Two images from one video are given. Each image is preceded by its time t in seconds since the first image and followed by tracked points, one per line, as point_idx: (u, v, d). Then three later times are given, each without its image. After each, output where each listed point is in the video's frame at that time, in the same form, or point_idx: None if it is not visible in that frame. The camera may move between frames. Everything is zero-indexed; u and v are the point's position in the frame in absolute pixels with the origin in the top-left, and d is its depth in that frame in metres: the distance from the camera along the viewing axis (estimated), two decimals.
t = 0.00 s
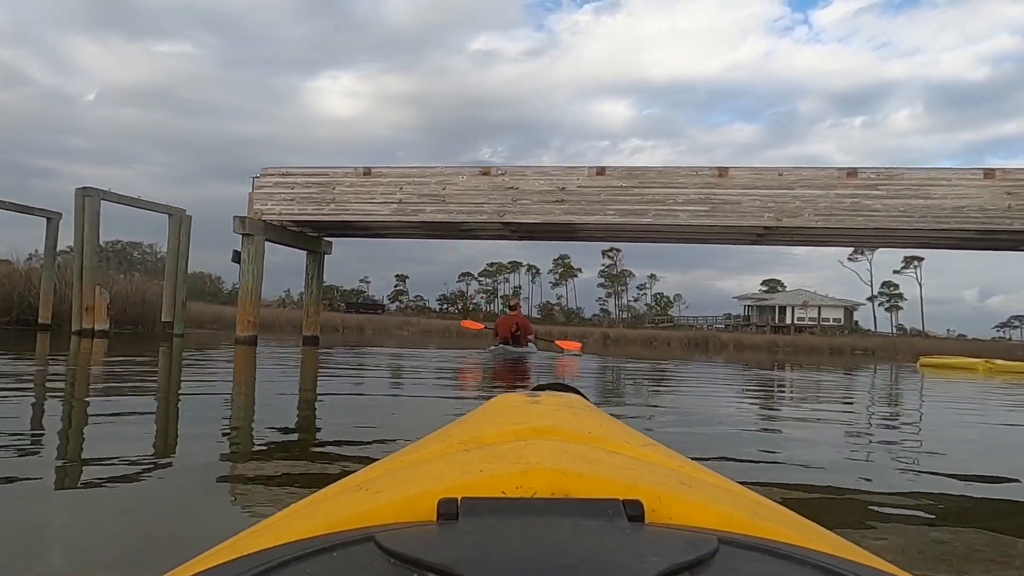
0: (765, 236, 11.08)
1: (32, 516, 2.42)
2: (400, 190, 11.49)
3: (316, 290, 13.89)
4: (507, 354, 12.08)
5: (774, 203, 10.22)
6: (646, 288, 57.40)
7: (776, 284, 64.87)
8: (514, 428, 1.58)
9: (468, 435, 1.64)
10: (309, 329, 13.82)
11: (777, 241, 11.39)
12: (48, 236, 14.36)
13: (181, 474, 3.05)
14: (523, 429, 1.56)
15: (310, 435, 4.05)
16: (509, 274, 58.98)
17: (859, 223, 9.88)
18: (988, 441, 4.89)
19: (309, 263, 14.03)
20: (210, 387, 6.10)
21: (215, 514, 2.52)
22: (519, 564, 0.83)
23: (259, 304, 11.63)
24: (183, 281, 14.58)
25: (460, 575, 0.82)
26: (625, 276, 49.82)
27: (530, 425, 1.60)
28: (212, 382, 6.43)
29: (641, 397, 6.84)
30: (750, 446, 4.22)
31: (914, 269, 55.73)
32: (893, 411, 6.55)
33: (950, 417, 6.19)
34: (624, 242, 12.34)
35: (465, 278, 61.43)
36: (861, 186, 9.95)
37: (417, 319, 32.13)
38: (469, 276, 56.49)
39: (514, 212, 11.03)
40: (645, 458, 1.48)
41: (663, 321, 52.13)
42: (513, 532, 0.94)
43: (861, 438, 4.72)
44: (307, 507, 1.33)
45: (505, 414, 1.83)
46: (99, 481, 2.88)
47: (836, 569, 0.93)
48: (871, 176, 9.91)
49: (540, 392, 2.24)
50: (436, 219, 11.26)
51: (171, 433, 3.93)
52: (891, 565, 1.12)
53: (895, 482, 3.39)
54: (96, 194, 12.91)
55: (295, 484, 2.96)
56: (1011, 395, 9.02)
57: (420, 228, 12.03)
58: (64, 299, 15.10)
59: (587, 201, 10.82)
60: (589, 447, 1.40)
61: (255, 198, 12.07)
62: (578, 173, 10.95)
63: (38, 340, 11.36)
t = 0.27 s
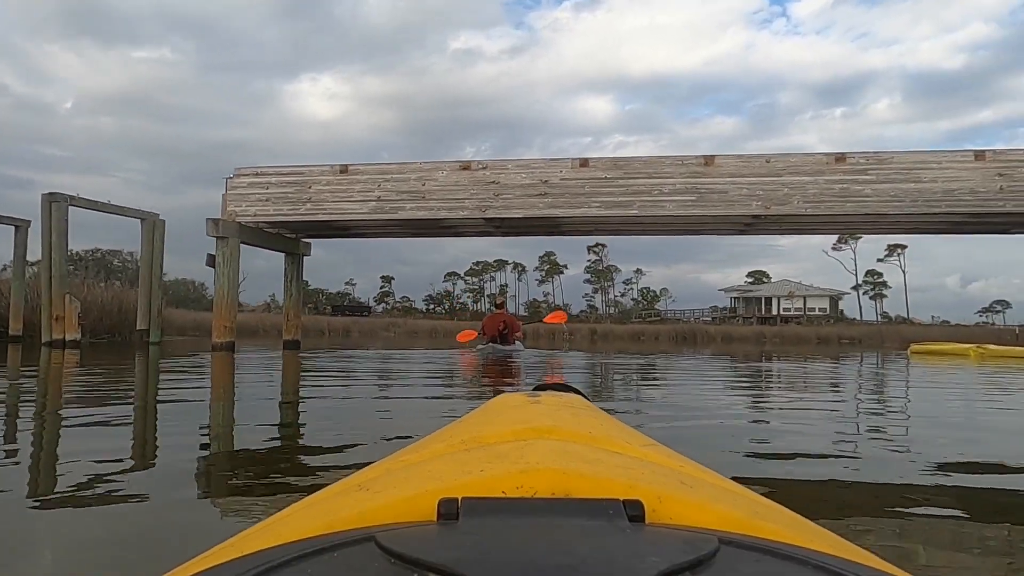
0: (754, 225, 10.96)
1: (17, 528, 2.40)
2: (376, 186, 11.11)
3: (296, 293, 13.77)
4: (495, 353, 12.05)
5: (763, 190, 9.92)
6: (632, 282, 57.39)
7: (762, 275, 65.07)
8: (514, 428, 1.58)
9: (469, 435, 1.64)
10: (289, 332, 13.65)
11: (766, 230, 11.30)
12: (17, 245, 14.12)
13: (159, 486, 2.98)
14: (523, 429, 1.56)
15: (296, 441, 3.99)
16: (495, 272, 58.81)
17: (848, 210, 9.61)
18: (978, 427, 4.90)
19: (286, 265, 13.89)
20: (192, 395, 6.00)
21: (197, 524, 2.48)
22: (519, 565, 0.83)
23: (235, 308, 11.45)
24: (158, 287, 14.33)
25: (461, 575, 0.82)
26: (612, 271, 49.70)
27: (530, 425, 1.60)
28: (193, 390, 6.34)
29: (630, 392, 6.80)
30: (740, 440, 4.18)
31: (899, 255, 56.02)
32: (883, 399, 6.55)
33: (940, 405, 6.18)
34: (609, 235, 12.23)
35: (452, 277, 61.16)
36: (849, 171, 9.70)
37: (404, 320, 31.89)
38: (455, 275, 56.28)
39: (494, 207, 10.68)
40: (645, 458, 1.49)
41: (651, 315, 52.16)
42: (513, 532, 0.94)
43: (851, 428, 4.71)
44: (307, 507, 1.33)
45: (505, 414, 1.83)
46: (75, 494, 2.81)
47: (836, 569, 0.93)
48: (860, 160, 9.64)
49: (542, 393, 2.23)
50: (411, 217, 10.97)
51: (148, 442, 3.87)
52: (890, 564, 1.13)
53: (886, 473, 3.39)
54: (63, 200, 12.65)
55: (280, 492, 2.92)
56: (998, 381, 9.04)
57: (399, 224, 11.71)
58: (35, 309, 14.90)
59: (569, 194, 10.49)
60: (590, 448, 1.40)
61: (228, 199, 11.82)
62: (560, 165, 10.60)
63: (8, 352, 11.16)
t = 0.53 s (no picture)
0: (755, 222, 10.99)
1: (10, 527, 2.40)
2: (368, 180, 11.10)
3: (285, 291, 13.69)
4: (491, 352, 12.05)
5: (765, 186, 9.94)
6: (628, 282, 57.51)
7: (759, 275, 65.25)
8: (514, 428, 1.58)
9: (469, 435, 1.64)
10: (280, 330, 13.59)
11: (766, 228, 11.33)
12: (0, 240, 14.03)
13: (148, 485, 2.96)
14: (523, 429, 1.56)
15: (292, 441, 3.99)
16: (491, 272, 58.86)
17: (853, 206, 9.61)
18: (974, 428, 4.91)
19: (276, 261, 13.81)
20: (185, 394, 5.98)
21: (188, 522, 2.47)
22: (519, 565, 0.83)
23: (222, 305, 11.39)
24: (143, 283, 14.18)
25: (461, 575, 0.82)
26: (608, 270, 49.80)
27: (531, 425, 1.60)
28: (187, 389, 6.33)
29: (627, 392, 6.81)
30: (734, 440, 4.17)
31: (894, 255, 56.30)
32: (878, 400, 6.58)
33: (936, 406, 6.19)
34: (605, 232, 12.26)
35: (447, 276, 61.10)
36: (853, 166, 9.69)
37: (400, 320, 31.88)
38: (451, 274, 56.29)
39: (488, 202, 10.66)
40: (645, 458, 1.49)
41: (647, 315, 52.28)
42: (513, 533, 0.94)
43: (846, 428, 4.72)
44: (307, 506, 1.33)
45: (505, 414, 1.83)
46: (60, 495, 2.78)
47: (835, 569, 0.94)
48: (863, 156, 9.63)
49: (542, 392, 2.23)
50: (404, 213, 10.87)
51: (133, 442, 3.84)
52: (890, 565, 1.13)
53: (881, 473, 3.40)
54: (45, 193, 12.52)
55: (273, 491, 2.91)
56: (993, 381, 9.08)
57: (392, 220, 11.64)
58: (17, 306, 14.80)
59: (563, 189, 10.49)
60: (590, 448, 1.40)
61: (216, 194, 11.74)
62: (557, 159, 10.59)
63: None
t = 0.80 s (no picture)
0: (756, 222, 10.99)
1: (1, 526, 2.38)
2: (359, 175, 11.04)
3: (275, 289, 13.49)
4: (486, 352, 12.09)
5: (768, 184, 9.91)
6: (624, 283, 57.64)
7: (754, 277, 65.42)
8: (514, 428, 1.58)
9: (469, 435, 1.64)
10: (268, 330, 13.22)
11: (764, 228, 11.34)
12: None
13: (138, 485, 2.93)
14: (523, 429, 1.56)
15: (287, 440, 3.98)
16: (487, 272, 58.85)
17: (859, 205, 9.61)
18: (967, 431, 4.96)
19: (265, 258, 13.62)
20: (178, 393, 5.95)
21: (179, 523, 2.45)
22: (519, 565, 0.83)
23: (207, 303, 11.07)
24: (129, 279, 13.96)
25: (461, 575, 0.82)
26: (604, 271, 49.88)
27: (531, 425, 1.60)
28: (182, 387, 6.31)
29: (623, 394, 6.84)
30: (729, 443, 4.18)
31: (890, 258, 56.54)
32: (873, 402, 6.63)
33: (931, 409, 6.21)
34: (603, 231, 12.26)
35: (443, 276, 61.05)
36: (860, 165, 9.71)
37: (395, 319, 31.85)
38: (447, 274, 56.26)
39: (484, 199, 10.61)
40: (644, 458, 1.49)
41: (642, 316, 52.38)
42: (514, 532, 0.94)
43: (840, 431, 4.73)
44: (307, 506, 1.33)
45: (505, 414, 1.84)
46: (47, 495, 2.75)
47: (834, 569, 0.94)
48: (871, 154, 9.65)
49: (543, 392, 2.24)
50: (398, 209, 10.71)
51: (121, 441, 3.81)
52: (888, 565, 1.14)
53: (875, 477, 3.41)
54: (29, 185, 12.35)
55: (266, 491, 2.90)
56: (986, 386, 9.15)
57: (385, 217, 11.58)
58: None
59: (560, 186, 10.45)
60: (590, 448, 1.40)
61: (203, 188, 11.60)
62: (555, 155, 10.54)
63: None
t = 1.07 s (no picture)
0: (756, 218, 10.99)
1: None
2: (348, 171, 10.96)
3: (263, 289, 13.39)
4: (479, 352, 12.11)
5: (768, 180, 9.89)
6: (619, 283, 57.72)
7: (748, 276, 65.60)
8: (514, 428, 1.58)
9: (469, 435, 1.64)
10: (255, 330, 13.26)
11: (761, 224, 11.33)
12: None
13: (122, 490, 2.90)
14: (523, 429, 1.56)
15: (283, 442, 3.97)
16: (481, 272, 58.81)
17: (861, 200, 9.60)
18: (961, 430, 4.98)
19: (252, 258, 13.53)
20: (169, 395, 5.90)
21: (170, 527, 2.43)
22: (520, 565, 0.83)
23: (190, 303, 11.12)
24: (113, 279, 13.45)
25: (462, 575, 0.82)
26: (598, 271, 49.92)
27: (531, 425, 1.60)
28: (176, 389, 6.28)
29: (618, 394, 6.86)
30: (723, 443, 4.17)
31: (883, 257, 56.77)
32: (867, 402, 6.66)
33: (924, 409, 6.23)
34: (597, 228, 12.23)
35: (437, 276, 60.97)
36: (862, 159, 9.65)
37: (389, 320, 31.80)
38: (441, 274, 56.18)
39: (476, 195, 10.53)
40: (645, 458, 1.49)
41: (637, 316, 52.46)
42: (514, 532, 0.94)
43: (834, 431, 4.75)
44: (306, 506, 1.33)
45: (505, 414, 1.83)
46: (31, 501, 2.70)
47: (835, 569, 0.94)
48: (873, 148, 9.61)
49: (543, 392, 2.24)
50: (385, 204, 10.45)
51: (106, 446, 3.77)
52: (887, 565, 1.14)
53: (870, 477, 3.42)
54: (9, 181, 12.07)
55: (259, 494, 2.88)
56: (978, 385, 9.21)
57: (374, 213, 11.50)
58: None
59: (554, 182, 10.39)
60: (591, 448, 1.40)
61: (186, 184, 11.57)
62: (549, 151, 10.48)
63: None
